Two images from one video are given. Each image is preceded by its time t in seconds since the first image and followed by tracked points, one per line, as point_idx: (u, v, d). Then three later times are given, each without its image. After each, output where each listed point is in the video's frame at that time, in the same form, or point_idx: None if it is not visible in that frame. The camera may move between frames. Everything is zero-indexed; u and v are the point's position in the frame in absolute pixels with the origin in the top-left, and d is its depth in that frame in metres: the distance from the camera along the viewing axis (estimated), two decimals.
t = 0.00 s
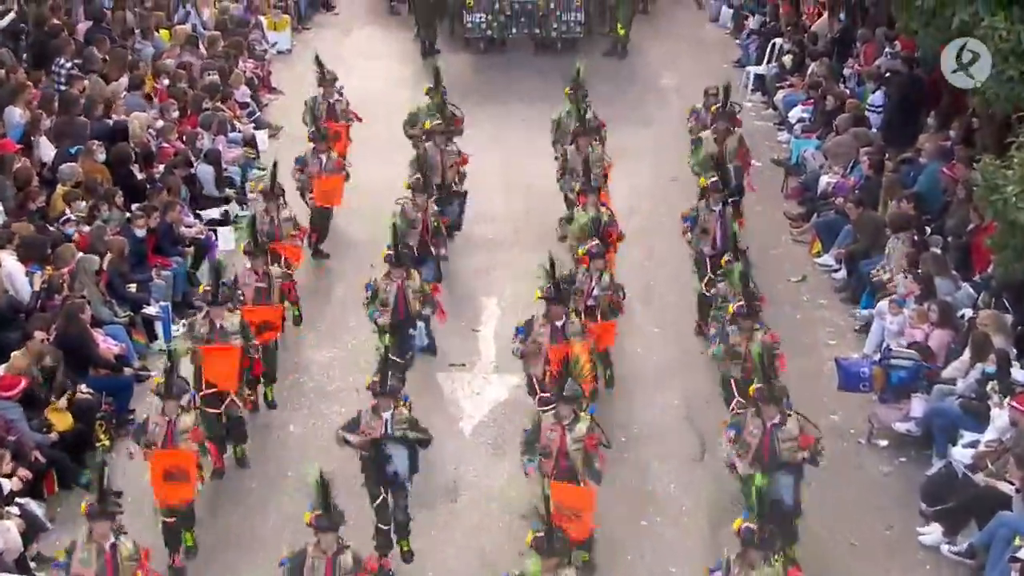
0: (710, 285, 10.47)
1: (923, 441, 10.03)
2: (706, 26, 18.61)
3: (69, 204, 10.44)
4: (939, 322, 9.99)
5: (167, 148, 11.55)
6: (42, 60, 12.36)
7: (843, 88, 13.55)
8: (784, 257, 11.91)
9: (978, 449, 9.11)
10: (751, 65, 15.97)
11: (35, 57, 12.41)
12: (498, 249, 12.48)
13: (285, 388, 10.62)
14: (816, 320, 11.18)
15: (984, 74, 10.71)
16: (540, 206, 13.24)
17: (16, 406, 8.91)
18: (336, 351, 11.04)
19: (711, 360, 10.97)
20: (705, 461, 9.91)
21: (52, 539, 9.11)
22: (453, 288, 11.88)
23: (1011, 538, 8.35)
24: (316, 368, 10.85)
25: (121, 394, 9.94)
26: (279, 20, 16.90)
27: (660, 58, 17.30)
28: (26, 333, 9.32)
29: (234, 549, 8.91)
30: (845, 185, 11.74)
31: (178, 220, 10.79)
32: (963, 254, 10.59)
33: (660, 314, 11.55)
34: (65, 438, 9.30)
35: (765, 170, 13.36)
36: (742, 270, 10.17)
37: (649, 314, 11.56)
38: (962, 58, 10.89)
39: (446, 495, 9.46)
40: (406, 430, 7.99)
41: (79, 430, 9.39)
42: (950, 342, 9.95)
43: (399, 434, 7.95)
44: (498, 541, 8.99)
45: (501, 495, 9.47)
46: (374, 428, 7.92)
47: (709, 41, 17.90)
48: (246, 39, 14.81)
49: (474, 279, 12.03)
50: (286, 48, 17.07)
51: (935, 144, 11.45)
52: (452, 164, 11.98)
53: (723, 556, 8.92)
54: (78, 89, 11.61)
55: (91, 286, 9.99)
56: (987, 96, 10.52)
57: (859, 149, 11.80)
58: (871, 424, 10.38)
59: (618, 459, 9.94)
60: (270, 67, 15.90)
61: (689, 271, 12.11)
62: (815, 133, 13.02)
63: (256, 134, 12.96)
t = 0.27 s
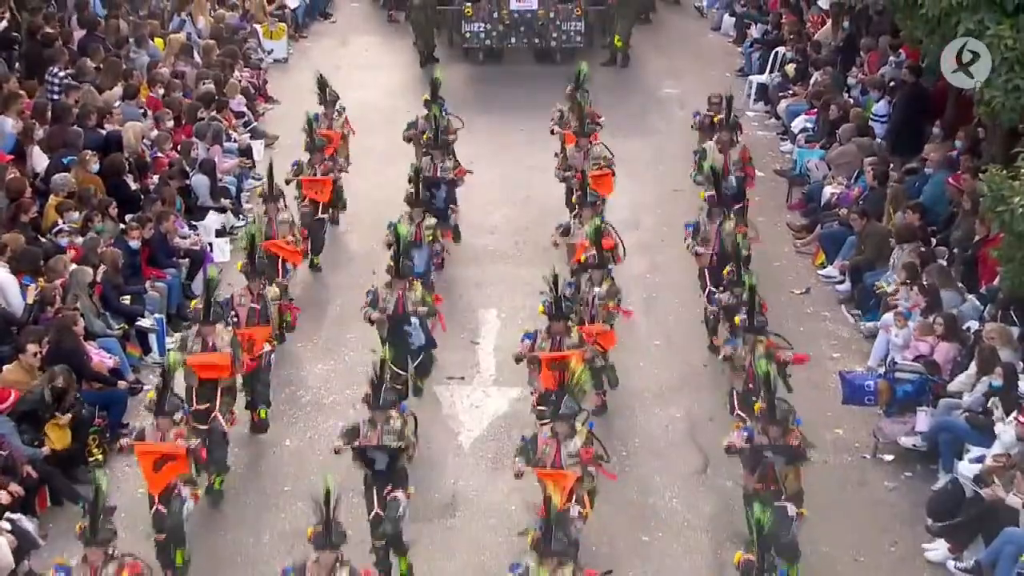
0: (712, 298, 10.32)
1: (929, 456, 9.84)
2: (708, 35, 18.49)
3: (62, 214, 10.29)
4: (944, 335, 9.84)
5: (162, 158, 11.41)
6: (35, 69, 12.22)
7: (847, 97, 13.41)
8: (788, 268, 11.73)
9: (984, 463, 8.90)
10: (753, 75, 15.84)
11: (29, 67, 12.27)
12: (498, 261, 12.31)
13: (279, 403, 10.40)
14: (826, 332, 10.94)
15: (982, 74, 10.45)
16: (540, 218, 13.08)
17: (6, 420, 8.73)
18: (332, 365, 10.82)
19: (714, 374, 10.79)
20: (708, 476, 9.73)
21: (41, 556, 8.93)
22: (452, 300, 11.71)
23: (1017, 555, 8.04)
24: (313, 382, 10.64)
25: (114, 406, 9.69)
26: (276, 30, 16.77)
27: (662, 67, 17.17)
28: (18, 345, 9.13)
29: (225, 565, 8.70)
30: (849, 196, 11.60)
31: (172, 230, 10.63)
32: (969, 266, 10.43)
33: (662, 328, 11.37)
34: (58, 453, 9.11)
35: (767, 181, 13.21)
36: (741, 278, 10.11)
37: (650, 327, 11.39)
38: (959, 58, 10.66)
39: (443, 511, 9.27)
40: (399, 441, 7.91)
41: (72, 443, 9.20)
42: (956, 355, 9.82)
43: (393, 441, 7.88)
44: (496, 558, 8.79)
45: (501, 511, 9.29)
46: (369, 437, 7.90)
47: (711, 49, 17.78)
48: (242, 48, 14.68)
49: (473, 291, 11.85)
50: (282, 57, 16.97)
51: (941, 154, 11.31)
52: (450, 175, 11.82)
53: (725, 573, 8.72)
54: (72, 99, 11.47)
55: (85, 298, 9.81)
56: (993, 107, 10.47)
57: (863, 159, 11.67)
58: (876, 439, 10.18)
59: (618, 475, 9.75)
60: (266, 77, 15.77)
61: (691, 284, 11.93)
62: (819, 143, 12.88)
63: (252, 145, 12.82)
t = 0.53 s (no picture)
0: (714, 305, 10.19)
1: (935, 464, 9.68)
2: (710, 37, 18.37)
3: (56, 219, 10.15)
4: (950, 342, 9.70)
5: (157, 163, 11.30)
6: (29, 73, 12.08)
7: (852, 101, 13.28)
8: (791, 274, 11.57)
9: (992, 471, 8.70)
10: (756, 78, 15.73)
11: (23, 70, 12.13)
12: (497, 267, 12.16)
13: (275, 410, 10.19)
14: (830, 339, 10.77)
15: (982, 73, 10.51)
16: (540, 222, 12.94)
17: None
18: (331, 372, 10.62)
19: (717, 381, 10.63)
20: (710, 484, 9.57)
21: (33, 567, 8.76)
22: (451, 306, 11.55)
23: None
24: (311, 388, 10.42)
25: (108, 414, 9.53)
26: (272, 32, 16.65)
27: (663, 69, 17.06)
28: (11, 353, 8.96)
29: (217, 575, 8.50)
30: (854, 201, 11.46)
31: (169, 235, 10.50)
32: (975, 272, 10.27)
33: (664, 334, 11.21)
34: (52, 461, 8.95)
35: (770, 185, 13.06)
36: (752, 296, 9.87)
37: (653, 334, 11.23)
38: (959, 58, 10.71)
39: (442, 520, 9.10)
40: (397, 462, 7.62)
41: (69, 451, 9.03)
42: (962, 362, 9.67)
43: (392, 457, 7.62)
44: (496, 568, 8.61)
45: (500, 519, 9.13)
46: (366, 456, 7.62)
47: (714, 52, 17.65)
48: (238, 50, 14.56)
49: (472, 297, 11.68)
50: (279, 60, 16.85)
51: (948, 159, 11.15)
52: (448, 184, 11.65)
53: None
54: (66, 102, 11.33)
55: (80, 304, 9.66)
56: (1000, 111, 10.30)
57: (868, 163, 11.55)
58: (882, 447, 9.99)
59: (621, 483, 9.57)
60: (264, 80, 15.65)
61: (694, 290, 11.79)
62: (823, 147, 12.75)
63: (249, 149, 12.69)
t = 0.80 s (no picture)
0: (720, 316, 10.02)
1: (944, 475, 9.49)
2: (714, 42, 18.22)
3: (50, 227, 10.00)
4: (957, 350, 9.49)
5: (153, 170, 11.16)
6: (23, 77, 11.93)
7: (857, 106, 13.13)
8: (797, 282, 11.39)
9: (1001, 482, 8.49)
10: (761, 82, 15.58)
11: (16, 75, 11.98)
12: (498, 274, 11.97)
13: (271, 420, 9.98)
14: (836, 347, 10.58)
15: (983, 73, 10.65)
16: (542, 229, 12.77)
17: None
18: (329, 381, 10.39)
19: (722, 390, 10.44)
20: (714, 495, 9.37)
21: None
22: (451, 315, 11.36)
23: None
24: (308, 399, 10.21)
25: (101, 425, 9.31)
26: (270, 36, 16.50)
27: (667, 74, 16.91)
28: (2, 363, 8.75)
29: None
30: (860, 208, 11.31)
31: (164, 241, 10.33)
32: (983, 280, 10.08)
33: (667, 343, 11.02)
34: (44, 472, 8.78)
35: (775, 192, 12.89)
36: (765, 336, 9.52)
37: (656, 343, 11.04)
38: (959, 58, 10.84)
39: (441, 532, 8.90)
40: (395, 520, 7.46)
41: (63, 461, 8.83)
42: (970, 370, 9.45)
43: (392, 515, 7.47)
44: None
45: (501, 530, 8.93)
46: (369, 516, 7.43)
47: (717, 57, 17.51)
48: (235, 55, 14.41)
49: (472, 306, 11.49)
50: (277, 65, 16.70)
51: (955, 165, 10.97)
52: (449, 223, 11.50)
53: None
54: (60, 107, 11.17)
55: (74, 312, 9.50)
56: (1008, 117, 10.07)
57: (874, 170, 11.45)
58: (888, 457, 9.74)
59: (623, 494, 9.36)
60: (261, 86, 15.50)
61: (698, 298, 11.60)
62: (828, 153, 12.59)
63: (246, 155, 12.53)
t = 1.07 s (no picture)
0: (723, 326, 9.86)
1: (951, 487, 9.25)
2: (717, 48, 18.10)
3: (43, 235, 9.85)
4: (964, 360, 9.32)
5: (147, 178, 11.02)
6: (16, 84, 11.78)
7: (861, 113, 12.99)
8: (801, 291, 11.24)
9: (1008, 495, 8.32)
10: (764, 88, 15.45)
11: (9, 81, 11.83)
12: (498, 283, 11.82)
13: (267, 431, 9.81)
14: (840, 357, 10.42)
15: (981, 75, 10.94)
16: (543, 237, 12.62)
17: None
18: (326, 393, 10.22)
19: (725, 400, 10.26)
20: (716, 508, 9.19)
21: None
22: (450, 324, 11.20)
23: None
24: (304, 410, 10.05)
25: (96, 436, 9.12)
26: (266, 42, 16.35)
27: (669, 80, 16.79)
28: None
29: None
30: (865, 216, 11.13)
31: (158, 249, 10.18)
32: (990, 289, 9.90)
33: (668, 354, 10.85)
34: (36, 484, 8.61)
35: (778, 200, 12.74)
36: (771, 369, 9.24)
37: (658, 353, 10.88)
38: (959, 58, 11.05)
39: (439, 545, 8.72)
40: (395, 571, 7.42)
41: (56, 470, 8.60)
42: (977, 383, 9.28)
43: (390, 571, 7.42)
44: None
45: (500, 543, 8.76)
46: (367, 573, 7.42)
47: (720, 62, 17.38)
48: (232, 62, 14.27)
49: (471, 315, 11.33)
50: (273, 72, 16.55)
51: (961, 173, 10.81)
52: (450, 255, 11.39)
53: None
54: (53, 114, 11.02)
55: (67, 322, 9.34)
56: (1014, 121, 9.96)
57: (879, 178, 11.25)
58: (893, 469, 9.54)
59: (624, 506, 9.19)
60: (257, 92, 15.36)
61: (701, 307, 11.44)
62: (833, 160, 12.45)
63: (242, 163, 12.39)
